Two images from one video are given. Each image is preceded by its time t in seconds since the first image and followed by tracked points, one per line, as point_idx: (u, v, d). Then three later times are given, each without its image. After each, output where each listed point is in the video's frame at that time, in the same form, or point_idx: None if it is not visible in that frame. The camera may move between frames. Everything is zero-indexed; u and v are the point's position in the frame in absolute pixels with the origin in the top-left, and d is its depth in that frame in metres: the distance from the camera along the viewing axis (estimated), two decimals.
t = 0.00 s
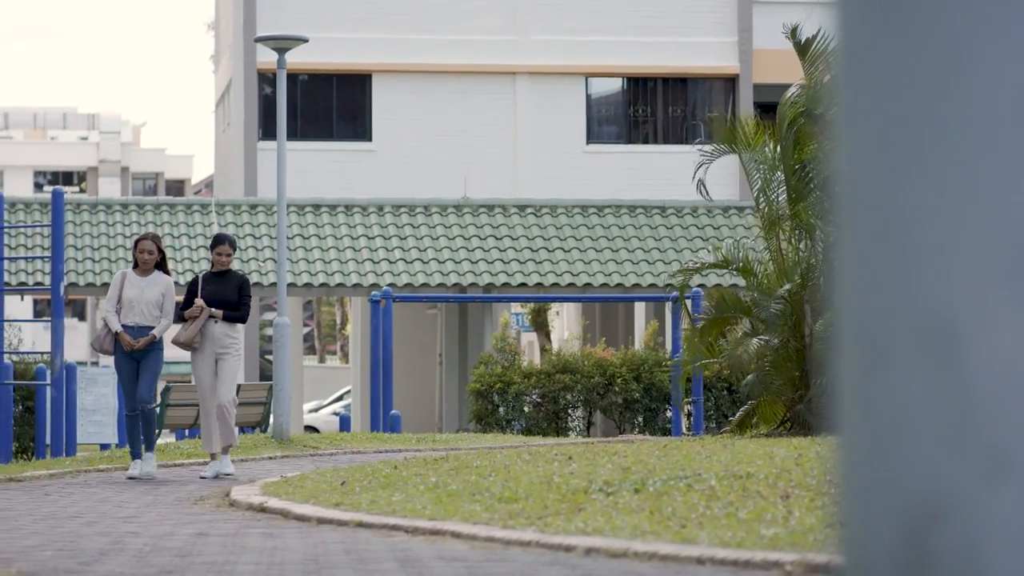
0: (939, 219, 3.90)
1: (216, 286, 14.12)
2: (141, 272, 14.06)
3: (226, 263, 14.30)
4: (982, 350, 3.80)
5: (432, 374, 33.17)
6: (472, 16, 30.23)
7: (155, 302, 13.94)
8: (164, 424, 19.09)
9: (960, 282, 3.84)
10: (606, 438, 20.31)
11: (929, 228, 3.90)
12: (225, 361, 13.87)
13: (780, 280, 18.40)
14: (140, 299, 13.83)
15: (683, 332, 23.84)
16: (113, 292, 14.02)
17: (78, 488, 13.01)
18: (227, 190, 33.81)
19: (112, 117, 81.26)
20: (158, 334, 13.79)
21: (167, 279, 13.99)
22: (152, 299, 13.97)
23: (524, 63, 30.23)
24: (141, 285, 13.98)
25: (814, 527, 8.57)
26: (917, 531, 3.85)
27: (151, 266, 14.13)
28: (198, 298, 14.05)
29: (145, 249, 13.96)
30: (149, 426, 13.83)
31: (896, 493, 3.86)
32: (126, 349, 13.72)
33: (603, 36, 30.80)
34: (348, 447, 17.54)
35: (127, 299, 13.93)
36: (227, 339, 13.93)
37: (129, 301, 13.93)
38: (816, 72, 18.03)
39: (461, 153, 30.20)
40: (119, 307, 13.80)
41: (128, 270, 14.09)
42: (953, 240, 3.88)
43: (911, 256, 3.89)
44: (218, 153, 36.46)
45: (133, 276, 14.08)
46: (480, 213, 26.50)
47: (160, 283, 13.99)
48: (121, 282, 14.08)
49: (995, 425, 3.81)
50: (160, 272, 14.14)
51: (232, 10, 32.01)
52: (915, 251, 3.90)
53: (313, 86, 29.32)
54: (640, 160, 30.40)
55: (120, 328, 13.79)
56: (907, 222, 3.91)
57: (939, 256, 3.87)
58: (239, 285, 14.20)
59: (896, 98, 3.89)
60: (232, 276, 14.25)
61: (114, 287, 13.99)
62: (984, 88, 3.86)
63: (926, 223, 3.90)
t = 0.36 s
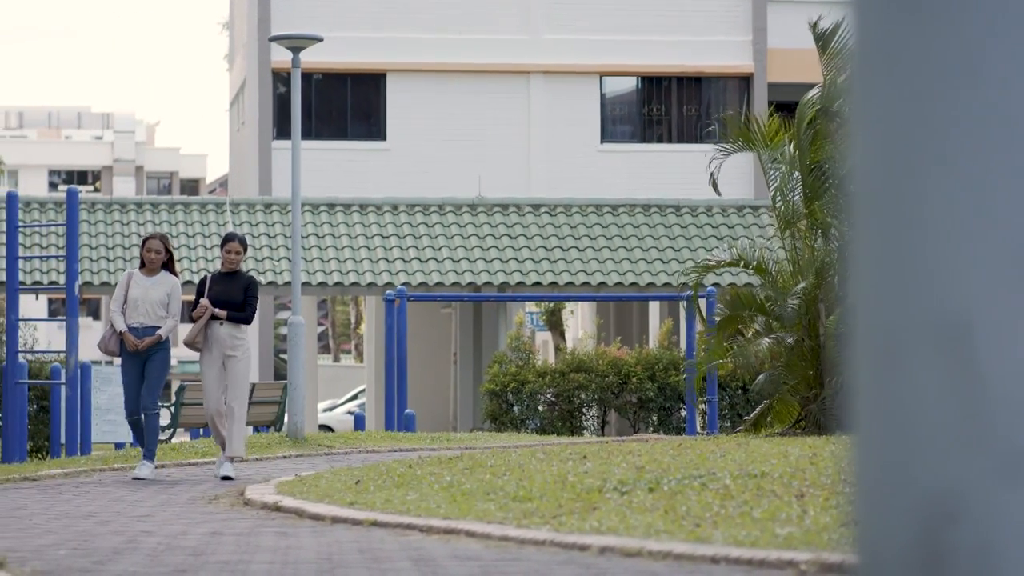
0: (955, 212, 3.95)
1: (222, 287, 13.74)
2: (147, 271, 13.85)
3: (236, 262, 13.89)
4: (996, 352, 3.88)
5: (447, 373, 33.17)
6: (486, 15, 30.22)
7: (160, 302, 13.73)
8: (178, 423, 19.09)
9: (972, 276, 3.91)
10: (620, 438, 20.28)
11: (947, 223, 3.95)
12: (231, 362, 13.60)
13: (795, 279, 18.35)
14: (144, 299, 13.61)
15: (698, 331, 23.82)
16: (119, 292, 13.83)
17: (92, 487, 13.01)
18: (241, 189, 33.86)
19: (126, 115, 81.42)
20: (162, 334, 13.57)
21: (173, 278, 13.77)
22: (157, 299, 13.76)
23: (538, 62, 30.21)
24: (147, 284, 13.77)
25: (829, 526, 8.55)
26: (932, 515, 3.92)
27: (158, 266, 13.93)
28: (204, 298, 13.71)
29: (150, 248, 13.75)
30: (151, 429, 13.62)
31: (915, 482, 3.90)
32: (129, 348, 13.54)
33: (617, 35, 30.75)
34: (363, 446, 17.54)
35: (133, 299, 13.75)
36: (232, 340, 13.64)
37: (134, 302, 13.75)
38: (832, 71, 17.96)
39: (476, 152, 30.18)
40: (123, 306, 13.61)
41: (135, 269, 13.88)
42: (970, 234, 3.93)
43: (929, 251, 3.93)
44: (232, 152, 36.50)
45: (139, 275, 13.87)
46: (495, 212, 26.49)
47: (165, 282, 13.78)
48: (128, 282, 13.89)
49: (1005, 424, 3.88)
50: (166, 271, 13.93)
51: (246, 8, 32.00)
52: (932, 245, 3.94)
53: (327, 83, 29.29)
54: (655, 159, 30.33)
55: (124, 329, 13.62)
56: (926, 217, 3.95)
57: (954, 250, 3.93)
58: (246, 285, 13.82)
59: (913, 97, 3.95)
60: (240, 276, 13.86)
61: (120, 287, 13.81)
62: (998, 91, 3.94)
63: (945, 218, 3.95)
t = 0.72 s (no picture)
0: (975, 203, 3.70)
1: (231, 285, 13.61)
2: (150, 269, 13.69)
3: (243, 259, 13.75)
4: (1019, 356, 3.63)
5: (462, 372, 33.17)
6: (500, 14, 30.21)
7: (166, 300, 13.59)
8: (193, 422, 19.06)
9: (992, 272, 3.66)
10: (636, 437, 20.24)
11: (968, 213, 3.70)
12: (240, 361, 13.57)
13: (811, 277, 18.28)
14: (149, 299, 13.48)
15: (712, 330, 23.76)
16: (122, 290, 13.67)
17: (108, 486, 13.00)
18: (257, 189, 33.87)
19: (141, 115, 81.57)
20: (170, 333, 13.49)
21: (177, 276, 13.62)
22: (161, 297, 13.62)
23: (554, 61, 30.19)
24: (150, 282, 13.62)
25: (845, 525, 8.52)
26: (949, 515, 3.70)
27: (161, 263, 13.77)
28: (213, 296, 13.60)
29: (154, 245, 13.58)
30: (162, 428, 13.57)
31: (931, 482, 3.67)
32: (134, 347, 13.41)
33: (634, 33, 30.75)
34: (378, 445, 17.53)
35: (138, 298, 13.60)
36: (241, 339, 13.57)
37: (138, 300, 13.60)
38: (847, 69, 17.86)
39: (491, 152, 30.12)
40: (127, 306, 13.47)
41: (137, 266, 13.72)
42: (988, 226, 3.69)
43: (948, 244, 3.69)
44: (247, 151, 36.51)
45: (142, 272, 13.71)
46: (510, 211, 26.42)
47: (169, 280, 13.62)
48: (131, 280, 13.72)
49: None
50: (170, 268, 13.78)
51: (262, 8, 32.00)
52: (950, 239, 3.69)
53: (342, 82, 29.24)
54: (669, 159, 30.29)
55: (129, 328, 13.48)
56: (949, 211, 3.70)
57: (973, 242, 3.68)
58: (256, 282, 13.68)
59: (930, 83, 3.70)
60: (249, 273, 13.72)
61: (123, 286, 13.65)
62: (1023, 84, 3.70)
63: (964, 208, 3.70)
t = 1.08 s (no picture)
0: (994, 185, 3.17)
1: (229, 283, 13.44)
2: (145, 267, 13.45)
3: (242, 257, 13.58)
4: None
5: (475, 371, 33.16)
6: (513, 14, 30.21)
7: (161, 299, 13.37)
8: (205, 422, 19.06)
9: (1013, 264, 3.14)
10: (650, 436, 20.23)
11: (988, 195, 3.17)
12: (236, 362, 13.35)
13: (824, 277, 18.24)
14: (145, 298, 13.24)
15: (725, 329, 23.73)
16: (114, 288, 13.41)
17: (120, 485, 13.00)
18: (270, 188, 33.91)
19: (156, 115, 81.69)
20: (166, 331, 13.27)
21: (173, 274, 13.40)
22: (157, 296, 13.39)
23: (567, 60, 30.20)
24: (145, 280, 13.38)
25: (858, 525, 8.49)
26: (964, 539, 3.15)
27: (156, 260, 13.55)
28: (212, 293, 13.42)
29: (150, 243, 13.36)
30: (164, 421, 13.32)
31: (941, 499, 3.14)
32: (128, 345, 13.19)
33: (648, 33, 30.76)
34: (391, 444, 17.53)
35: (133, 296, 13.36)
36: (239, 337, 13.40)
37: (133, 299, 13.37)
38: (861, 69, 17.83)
39: (504, 152, 30.09)
40: (123, 304, 13.23)
41: (131, 264, 13.47)
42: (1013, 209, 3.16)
43: (965, 228, 3.17)
44: (260, 150, 36.53)
45: (136, 270, 13.47)
46: (523, 211, 26.39)
47: (165, 278, 13.40)
48: (124, 278, 13.46)
49: None
50: (164, 266, 13.54)
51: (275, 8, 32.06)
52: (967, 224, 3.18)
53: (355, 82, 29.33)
54: (682, 158, 30.27)
55: (123, 326, 13.22)
56: (961, 186, 3.17)
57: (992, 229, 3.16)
58: (255, 282, 13.51)
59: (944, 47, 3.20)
60: (247, 272, 13.55)
61: (117, 284, 13.39)
62: None
63: (984, 191, 3.17)
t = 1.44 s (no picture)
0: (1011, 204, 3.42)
1: (231, 282, 13.33)
2: (144, 267, 13.38)
3: (245, 255, 13.48)
4: None
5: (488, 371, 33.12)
6: (526, 13, 30.20)
7: (162, 299, 13.29)
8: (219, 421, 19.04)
9: None
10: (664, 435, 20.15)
11: (995, 213, 3.41)
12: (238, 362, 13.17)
13: (838, 276, 18.19)
14: (144, 298, 13.17)
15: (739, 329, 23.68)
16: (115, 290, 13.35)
17: (134, 485, 12.99)
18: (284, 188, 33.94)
19: (169, 116, 81.78)
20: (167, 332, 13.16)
21: (172, 274, 13.32)
22: (157, 296, 13.32)
23: (580, 59, 30.15)
24: (145, 281, 13.31)
25: (871, 524, 8.45)
26: (976, 534, 3.40)
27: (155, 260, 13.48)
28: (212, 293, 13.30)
29: (150, 244, 13.30)
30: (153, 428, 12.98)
31: (959, 491, 3.37)
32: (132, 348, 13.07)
33: (661, 32, 30.75)
34: (405, 443, 17.52)
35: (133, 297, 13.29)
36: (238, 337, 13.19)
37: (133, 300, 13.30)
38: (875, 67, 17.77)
39: (517, 151, 30.04)
40: (123, 305, 13.16)
41: (131, 264, 13.40)
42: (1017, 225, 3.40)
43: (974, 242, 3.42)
44: (274, 150, 36.56)
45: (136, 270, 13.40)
46: (536, 211, 26.35)
47: (165, 278, 13.33)
48: (124, 278, 13.40)
49: None
50: (164, 266, 13.48)
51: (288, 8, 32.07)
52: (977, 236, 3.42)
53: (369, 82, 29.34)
54: (695, 157, 30.22)
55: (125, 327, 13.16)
56: (976, 204, 3.42)
57: (1002, 241, 3.40)
58: (255, 281, 13.37)
59: (955, 73, 3.42)
60: (250, 270, 13.44)
61: (117, 285, 13.33)
62: None
63: (989, 213, 3.42)
